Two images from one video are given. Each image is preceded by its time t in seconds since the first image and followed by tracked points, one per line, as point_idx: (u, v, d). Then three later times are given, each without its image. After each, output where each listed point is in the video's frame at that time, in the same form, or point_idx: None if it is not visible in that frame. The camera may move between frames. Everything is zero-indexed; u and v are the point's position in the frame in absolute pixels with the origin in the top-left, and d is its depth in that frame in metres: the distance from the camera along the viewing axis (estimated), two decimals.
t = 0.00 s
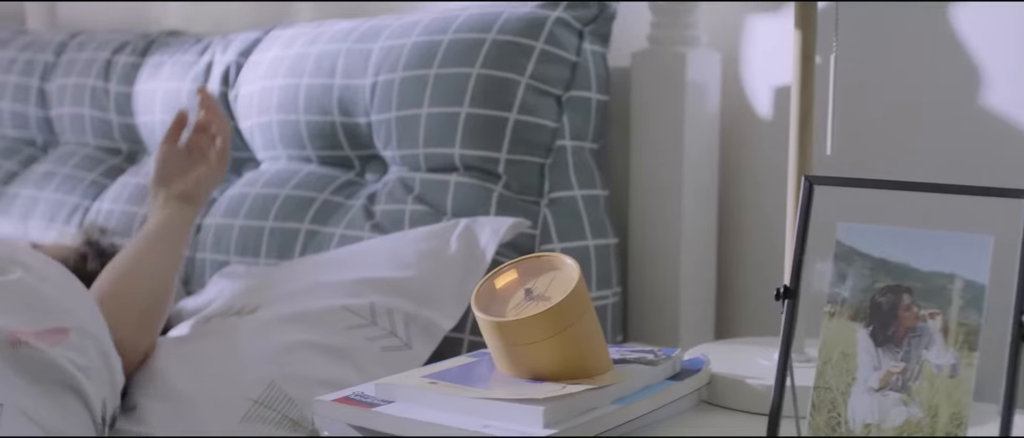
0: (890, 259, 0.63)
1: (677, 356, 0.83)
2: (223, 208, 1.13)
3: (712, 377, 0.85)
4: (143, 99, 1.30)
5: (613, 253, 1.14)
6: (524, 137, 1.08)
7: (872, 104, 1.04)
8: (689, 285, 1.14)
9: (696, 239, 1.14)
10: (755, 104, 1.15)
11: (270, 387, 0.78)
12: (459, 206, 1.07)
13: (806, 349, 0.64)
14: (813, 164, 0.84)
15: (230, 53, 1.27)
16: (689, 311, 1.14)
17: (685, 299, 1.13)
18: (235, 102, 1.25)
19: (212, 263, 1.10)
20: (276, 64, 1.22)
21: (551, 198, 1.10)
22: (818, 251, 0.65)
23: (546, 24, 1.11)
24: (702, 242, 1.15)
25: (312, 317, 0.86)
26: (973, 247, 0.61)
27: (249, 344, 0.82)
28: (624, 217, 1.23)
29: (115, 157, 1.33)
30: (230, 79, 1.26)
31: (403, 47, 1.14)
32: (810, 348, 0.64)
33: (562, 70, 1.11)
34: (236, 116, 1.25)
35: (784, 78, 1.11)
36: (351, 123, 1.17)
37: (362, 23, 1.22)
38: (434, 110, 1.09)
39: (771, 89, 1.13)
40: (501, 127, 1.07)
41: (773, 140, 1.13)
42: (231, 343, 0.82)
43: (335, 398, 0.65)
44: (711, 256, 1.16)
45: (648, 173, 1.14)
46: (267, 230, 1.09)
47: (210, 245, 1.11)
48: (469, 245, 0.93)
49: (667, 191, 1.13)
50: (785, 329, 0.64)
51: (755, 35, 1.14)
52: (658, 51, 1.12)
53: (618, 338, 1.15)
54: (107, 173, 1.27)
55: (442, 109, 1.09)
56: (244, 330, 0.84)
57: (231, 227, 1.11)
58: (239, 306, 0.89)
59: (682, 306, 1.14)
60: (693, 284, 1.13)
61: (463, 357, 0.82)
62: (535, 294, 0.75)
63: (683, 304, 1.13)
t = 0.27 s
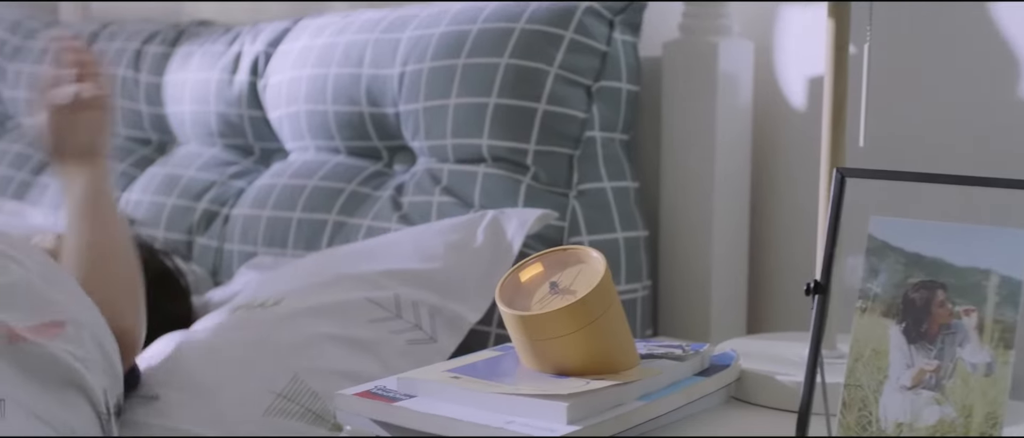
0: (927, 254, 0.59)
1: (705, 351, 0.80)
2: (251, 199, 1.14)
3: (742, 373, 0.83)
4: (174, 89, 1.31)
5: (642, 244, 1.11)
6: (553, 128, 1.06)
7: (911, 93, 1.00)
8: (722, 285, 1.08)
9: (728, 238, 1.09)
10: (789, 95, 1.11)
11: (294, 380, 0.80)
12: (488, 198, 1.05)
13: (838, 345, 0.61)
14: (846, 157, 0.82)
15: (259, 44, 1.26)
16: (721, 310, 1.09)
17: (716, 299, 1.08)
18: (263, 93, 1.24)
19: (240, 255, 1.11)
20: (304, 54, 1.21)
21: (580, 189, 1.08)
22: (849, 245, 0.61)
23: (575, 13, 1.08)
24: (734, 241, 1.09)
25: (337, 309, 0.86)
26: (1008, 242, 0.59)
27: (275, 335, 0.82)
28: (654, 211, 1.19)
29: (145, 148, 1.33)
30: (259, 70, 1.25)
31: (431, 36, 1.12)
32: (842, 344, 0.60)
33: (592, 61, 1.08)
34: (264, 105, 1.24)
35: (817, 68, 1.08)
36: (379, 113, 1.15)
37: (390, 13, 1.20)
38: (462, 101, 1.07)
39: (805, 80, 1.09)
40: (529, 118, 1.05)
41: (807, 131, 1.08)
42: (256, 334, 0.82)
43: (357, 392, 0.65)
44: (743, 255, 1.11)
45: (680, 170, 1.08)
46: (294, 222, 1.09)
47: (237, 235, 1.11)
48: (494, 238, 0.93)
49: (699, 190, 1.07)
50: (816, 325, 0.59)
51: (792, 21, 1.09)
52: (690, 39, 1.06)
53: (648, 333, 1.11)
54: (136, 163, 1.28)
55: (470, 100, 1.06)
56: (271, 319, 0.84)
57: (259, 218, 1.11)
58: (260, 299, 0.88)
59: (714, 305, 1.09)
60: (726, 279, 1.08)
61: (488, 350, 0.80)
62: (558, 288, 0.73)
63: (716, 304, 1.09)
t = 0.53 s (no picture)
0: (957, 252, 0.58)
1: (728, 350, 0.78)
2: (275, 193, 1.14)
3: (767, 372, 0.80)
4: (200, 82, 1.31)
5: (668, 240, 1.07)
6: (578, 122, 1.02)
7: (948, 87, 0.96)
8: (748, 286, 1.05)
9: (755, 237, 1.05)
10: (820, 90, 1.08)
11: (313, 378, 0.76)
12: (512, 193, 1.02)
13: (865, 343, 0.56)
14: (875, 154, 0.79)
15: (283, 37, 1.25)
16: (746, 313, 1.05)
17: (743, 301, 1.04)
18: (287, 87, 1.23)
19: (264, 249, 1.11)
20: (329, 47, 1.20)
21: (605, 184, 1.04)
22: (877, 242, 0.59)
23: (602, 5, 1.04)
24: (761, 241, 1.06)
25: (359, 307, 0.85)
26: None
27: (292, 334, 0.79)
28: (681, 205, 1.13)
29: (170, 141, 1.34)
30: (284, 63, 1.24)
31: (456, 30, 1.10)
32: (869, 343, 0.56)
33: (617, 54, 1.05)
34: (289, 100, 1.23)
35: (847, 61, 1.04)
36: (403, 107, 1.14)
37: (416, 6, 1.19)
38: (487, 94, 1.05)
39: (835, 74, 1.05)
40: (553, 112, 1.02)
41: (839, 128, 1.05)
42: (271, 332, 0.79)
43: (375, 390, 0.64)
44: (772, 255, 1.07)
45: (707, 166, 1.05)
46: (318, 215, 1.09)
47: (261, 230, 1.11)
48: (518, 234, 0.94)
49: (725, 188, 1.04)
50: (843, 326, 0.57)
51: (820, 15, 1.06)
52: (718, 33, 1.02)
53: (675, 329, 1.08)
54: (162, 157, 1.29)
55: (494, 93, 1.04)
56: (290, 317, 0.81)
57: (283, 212, 1.11)
58: (279, 295, 0.86)
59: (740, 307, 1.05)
60: (753, 278, 1.05)
61: (507, 348, 0.79)
62: (581, 285, 0.71)
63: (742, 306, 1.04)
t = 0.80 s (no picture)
0: (991, 247, 0.55)
1: (757, 347, 0.75)
2: (303, 184, 1.14)
3: (796, 369, 0.76)
4: (228, 72, 1.30)
5: (698, 234, 1.02)
6: (607, 113, 0.99)
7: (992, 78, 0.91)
8: (779, 287, 1.00)
9: (787, 235, 1.00)
10: (853, 81, 1.02)
11: (335, 371, 0.80)
12: (541, 185, 0.99)
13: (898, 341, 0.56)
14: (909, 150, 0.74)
15: (312, 27, 1.24)
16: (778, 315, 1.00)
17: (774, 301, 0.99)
18: (316, 78, 1.21)
19: (291, 241, 1.11)
20: (357, 37, 1.18)
21: (634, 176, 1.00)
22: (907, 239, 0.55)
23: None
24: (793, 239, 1.01)
25: (383, 299, 0.85)
26: None
27: (315, 332, 0.81)
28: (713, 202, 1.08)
29: (199, 131, 1.35)
30: (312, 53, 1.22)
31: (485, 19, 1.07)
32: (902, 340, 0.56)
33: (647, 43, 1.01)
34: (317, 90, 1.21)
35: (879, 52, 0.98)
36: (431, 97, 1.11)
37: None
38: (515, 84, 1.02)
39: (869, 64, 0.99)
40: (581, 103, 0.98)
41: (870, 120, 0.99)
42: (294, 328, 0.82)
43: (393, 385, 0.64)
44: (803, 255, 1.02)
45: (737, 161, 1.01)
46: (345, 207, 1.08)
47: (288, 222, 1.12)
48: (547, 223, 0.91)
49: (756, 184, 0.99)
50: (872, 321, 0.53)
51: (855, 8, 1.01)
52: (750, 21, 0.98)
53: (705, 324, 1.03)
54: (191, 147, 1.29)
55: (522, 84, 1.01)
56: (314, 312, 0.83)
57: (310, 204, 1.11)
58: (302, 286, 0.89)
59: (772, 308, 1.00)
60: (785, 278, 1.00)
61: (530, 342, 0.77)
62: (604, 280, 0.68)
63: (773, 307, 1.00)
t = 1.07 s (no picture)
0: None
1: (784, 341, 0.73)
2: (329, 172, 1.13)
3: (825, 364, 0.74)
4: (256, 60, 1.30)
5: (728, 225, 1.00)
6: (637, 102, 0.97)
7: None
8: (812, 279, 0.97)
9: (819, 228, 0.97)
10: (888, 70, 0.97)
11: (357, 362, 0.79)
12: (567, 175, 0.98)
13: (929, 335, 0.54)
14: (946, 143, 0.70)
15: (339, 15, 1.23)
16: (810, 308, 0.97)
17: (807, 295, 0.97)
18: (343, 65, 1.21)
19: (316, 230, 1.11)
20: (384, 25, 1.17)
21: (663, 166, 0.98)
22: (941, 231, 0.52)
23: None
24: (826, 231, 0.98)
25: (407, 289, 0.85)
26: None
27: (337, 323, 0.81)
28: (743, 193, 1.06)
29: (228, 120, 1.35)
30: (340, 41, 1.21)
31: (512, 7, 1.05)
32: (934, 334, 0.54)
33: (677, 31, 0.99)
34: (344, 78, 1.21)
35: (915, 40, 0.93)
36: (458, 86, 1.10)
37: None
38: (542, 73, 1.00)
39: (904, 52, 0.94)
40: (609, 91, 0.97)
41: (901, 111, 0.94)
42: (316, 318, 0.82)
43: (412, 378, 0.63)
44: (836, 247, 0.99)
45: (770, 151, 0.98)
46: (371, 196, 1.08)
47: (314, 211, 1.12)
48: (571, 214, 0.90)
49: (788, 175, 0.97)
50: (903, 318, 0.52)
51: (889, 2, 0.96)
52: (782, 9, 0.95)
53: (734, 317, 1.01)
54: (219, 135, 1.30)
55: (549, 73, 0.99)
56: (335, 302, 0.83)
57: (336, 193, 1.11)
58: (323, 277, 0.89)
59: (804, 301, 0.97)
60: (817, 271, 0.97)
61: (552, 336, 0.76)
62: (627, 271, 0.67)
63: (805, 301, 0.97)
